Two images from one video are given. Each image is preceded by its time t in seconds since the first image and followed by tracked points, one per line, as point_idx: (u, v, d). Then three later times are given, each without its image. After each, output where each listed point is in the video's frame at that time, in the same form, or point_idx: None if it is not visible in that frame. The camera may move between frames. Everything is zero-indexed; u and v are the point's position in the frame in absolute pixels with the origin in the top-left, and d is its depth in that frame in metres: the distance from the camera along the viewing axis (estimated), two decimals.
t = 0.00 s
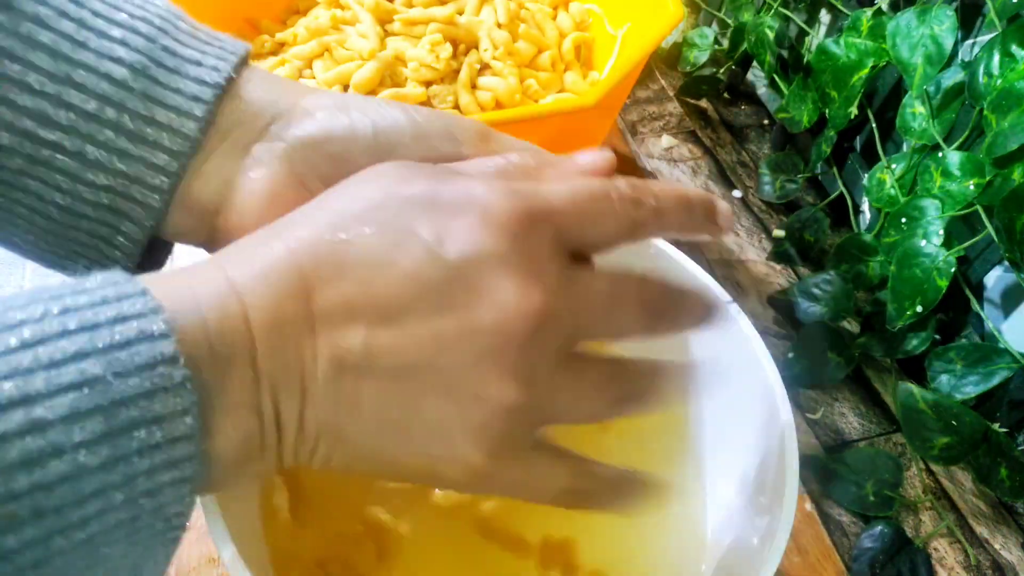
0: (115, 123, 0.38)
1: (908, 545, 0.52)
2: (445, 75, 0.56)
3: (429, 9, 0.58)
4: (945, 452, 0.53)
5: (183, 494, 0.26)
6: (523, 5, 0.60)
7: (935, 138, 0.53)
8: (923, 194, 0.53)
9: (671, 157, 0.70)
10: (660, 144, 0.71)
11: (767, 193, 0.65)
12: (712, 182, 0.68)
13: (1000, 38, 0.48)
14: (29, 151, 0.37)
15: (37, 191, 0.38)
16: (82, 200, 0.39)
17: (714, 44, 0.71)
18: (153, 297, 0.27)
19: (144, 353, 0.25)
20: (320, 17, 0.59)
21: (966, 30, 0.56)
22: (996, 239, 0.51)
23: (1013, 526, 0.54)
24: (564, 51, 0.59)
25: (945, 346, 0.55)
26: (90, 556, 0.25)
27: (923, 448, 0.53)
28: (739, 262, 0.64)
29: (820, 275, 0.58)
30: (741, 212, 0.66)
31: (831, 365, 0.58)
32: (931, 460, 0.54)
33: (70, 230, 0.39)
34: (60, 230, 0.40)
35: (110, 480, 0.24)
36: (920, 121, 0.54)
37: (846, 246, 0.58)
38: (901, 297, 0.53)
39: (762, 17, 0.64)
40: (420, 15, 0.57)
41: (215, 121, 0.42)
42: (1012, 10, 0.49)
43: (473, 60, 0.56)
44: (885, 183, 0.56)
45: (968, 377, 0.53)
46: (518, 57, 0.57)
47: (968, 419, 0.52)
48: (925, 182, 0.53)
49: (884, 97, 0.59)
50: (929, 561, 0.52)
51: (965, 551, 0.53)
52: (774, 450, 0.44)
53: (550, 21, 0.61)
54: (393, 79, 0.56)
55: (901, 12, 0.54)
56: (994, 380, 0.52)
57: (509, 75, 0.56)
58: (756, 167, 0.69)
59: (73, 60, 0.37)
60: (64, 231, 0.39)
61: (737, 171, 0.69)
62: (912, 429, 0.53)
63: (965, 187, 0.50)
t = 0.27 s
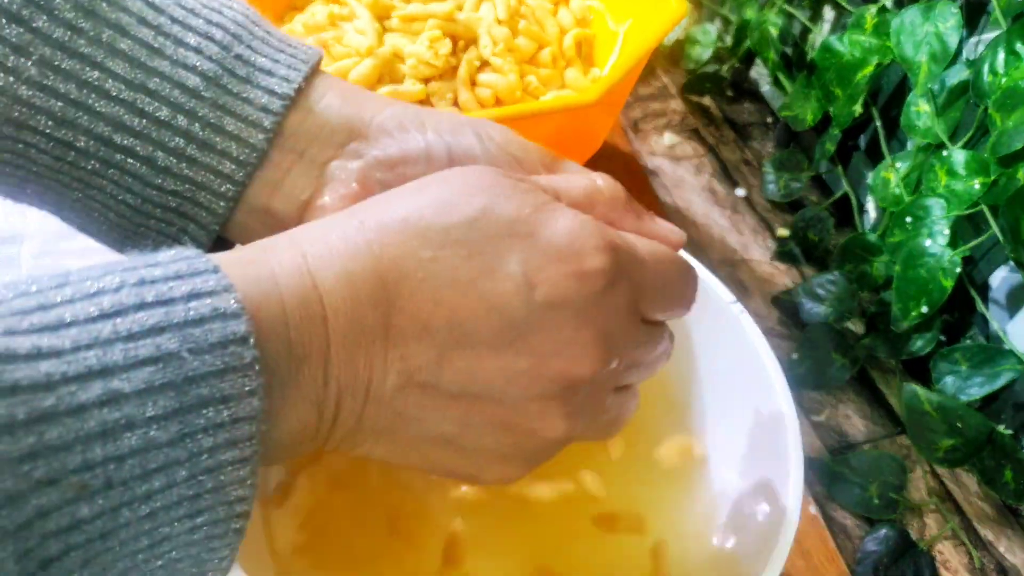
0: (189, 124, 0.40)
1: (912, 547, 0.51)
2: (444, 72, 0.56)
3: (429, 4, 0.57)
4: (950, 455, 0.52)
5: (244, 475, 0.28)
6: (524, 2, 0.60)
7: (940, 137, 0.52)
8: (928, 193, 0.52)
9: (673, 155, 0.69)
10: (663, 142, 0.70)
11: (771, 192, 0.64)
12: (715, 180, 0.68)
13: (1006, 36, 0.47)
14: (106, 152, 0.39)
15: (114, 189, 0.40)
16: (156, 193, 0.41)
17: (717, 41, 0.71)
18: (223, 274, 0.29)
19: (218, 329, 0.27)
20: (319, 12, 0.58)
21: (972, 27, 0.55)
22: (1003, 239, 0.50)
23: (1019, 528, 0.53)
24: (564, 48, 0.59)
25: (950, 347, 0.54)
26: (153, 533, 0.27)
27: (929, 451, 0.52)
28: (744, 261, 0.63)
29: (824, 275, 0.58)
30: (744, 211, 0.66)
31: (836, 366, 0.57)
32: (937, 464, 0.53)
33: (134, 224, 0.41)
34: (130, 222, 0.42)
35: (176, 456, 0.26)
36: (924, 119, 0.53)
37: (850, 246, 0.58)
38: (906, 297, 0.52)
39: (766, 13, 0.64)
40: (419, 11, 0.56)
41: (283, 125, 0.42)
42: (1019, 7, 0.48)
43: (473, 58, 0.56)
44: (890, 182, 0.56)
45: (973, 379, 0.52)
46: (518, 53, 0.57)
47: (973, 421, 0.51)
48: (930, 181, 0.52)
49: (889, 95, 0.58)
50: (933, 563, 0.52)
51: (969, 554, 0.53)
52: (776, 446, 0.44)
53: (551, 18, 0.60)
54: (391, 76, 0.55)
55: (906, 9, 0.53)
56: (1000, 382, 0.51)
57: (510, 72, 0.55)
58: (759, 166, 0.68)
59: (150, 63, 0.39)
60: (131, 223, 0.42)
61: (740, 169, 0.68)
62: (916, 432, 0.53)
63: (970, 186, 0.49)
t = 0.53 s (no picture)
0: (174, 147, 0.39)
1: (912, 549, 0.51)
2: (444, 72, 0.55)
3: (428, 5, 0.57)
4: (951, 455, 0.52)
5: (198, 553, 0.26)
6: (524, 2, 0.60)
7: (941, 136, 0.52)
8: (928, 193, 0.52)
9: (674, 155, 0.69)
10: (663, 142, 0.70)
11: (771, 192, 0.64)
12: (715, 180, 0.67)
13: (1006, 35, 0.47)
14: (88, 182, 0.39)
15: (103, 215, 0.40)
16: (139, 227, 0.40)
17: (716, 41, 0.70)
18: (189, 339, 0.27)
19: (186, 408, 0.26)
20: (318, 13, 0.58)
21: (972, 26, 0.55)
22: (1003, 239, 0.50)
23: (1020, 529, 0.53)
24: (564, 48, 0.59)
25: (951, 347, 0.54)
26: None
27: (929, 451, 0.53)
28: (744, 262, 0.63)
29: (825, 276, 0.58)
30: (744, 212, 0.66)
31: (837, 366, 0.57)
32: (938, 464, 0.54)
33: (124, 245, 0.41)
34: (123, 247, 0.41)
35: (127, 538, 0.25)
36: (924, 119, 0.52)
37: (851, 246, 0.57)
38: (907, 297, 0.52)
39: (765, 13, 0.64)
40: (418, 9, 0.56)
41: (277, 161, 0.42)
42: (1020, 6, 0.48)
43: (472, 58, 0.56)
44: (890, 182, 0.56)
45: (974, 379, 0.52)
46: (517, 53, 0.57)
47: (975, 420, 0.51)
48: (930, 181, 0.52)
49: (890, 94, 0.58)
50: (934, 564, 0.52)
51: (970, 554, 0.52)
52: (779, 445, 0.44)
53: (551, 18, 0.60)
54: (391, 76, 0.55)
55: (906, 9, 0.53)
56: (1001, 382, 0.51)
57: (509, 71, 0.55)
58: (758, 166, 0.68)
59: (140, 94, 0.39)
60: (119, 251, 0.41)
61: (740, 170, 0.68)
62: (917, 433, 0.53)
63: (970, 186, 0.49)
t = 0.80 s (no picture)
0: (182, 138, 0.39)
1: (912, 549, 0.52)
2: (440, 68, 0.55)
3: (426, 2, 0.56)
4: (950, 455, 0.52)
5: None
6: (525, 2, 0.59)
7: (941, 136, 0.52)
8: (928, 193, 0.52)
9: (673, 155, 0.69)
10: (663, 142, 0.70)
11: (771, 192, 0.64)
12: (715, 180, 0.67)
13: (1007, 35, 0.47)
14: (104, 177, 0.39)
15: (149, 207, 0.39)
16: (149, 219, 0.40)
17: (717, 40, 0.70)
18: None
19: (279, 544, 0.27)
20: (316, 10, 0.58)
21: (972, 26, 0.55)
22: (1003, 239, 0.50)
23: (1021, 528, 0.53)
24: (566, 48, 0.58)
25: (951, 346, 0.54)
26: None
27: (929, 451, 0.53)
28: (744, 262, 0.63)
29: (825, 276, 0.58)
30: (744, 211, 0.66)
31: (837, 366, 0.57)
32: (938, 463, 0.54)
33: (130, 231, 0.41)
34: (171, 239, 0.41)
35: None
36: (924, 119, 0.52)
37: (851, 246, 0.57)
38: (906, 297, 0.52)
39: (765, 13, 0.64)
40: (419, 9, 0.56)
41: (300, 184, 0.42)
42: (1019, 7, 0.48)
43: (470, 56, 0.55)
44: (890, 182, 0.55)
45: (973, 378, 0.52)
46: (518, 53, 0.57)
47: (974, 420, 0.51)
48: (930, 181, 0.52)
49: (889, 94, 0.58)
50: (933, 564, 0.52)
51: (970, 554, 0.53)
52: (777, 443, 0.44)
53: (551, 17, 0.60)
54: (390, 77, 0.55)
55: (906, 9, 0.53)
56: (1000, 382, 0.51)
57: (509, 71, 0.55)
58: (758, 166, 0.68)
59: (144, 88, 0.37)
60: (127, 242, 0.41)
61: (739, 169, 0.68)
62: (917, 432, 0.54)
63: (970, 186, 0.49)
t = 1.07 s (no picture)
0: (227, 134, 0.36)
1: (911, 549, 0.51)
2: (439, 68, 0.55)
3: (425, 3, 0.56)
4: (951, 455, 0.52)
5: None
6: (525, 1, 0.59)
7: (941, 136, 0.52)
8: (929, 193, 0.52)
9: (674, 155, 0.69)
10: (663, 142, 0.70)
11: (771, 192, 0.64)
12: (715, 180, 0.67)
13: (1006, 35, 0.47)
14: (131, 165, 0.35)
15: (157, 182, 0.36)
16: (177, 210, 0.37)
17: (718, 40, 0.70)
18: None
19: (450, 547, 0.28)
20: (316, 10, 0.58)
21: (973, 26, 0.55)
22: (1003, 239, 0.50)
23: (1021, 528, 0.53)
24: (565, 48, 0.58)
25: (951, 347, 0.54)
26: None
27: (929, 451, 0.53)
28: (744, 261, 0.63)
29: (825, 276, 0.58)
30: (744, 211, 0.66)
31: (837, 366, 0.57)
32: (938, 463, 0.54)
33: (163, 219, 0.37)
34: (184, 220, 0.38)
35: None
36: (924, 119, 0.53)
37: (852, 246, 0.57)
38: (907, 297, 0.52)
39: (765, 13, 0.64)
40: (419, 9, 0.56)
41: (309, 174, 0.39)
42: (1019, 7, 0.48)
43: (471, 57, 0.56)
44: (890, 182, 0.56)
45: (973, 379, 0.52)
46: (518, 54, 0.56)
47: (974, 420, 0.51)
48: (930, 181, 0.52)
49: (889, 95, 0.58)
50: (933, 564, 0.52)
51: (970, 554, 0.53)
52: (776, 441, 0.44)
53: (552, 16, 0.60)
54: (391, 79, 0.55)
55: (906, 9, 0.53)
56: (1000, 381, 0.51)
57: (509, 72, 0.55)
58: (759, 166, 0.68)
59: (178, 63, 0.34)
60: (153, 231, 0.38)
61: (740, 169, 0.68)
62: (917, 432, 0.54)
63: (970, 186, 0.49)
